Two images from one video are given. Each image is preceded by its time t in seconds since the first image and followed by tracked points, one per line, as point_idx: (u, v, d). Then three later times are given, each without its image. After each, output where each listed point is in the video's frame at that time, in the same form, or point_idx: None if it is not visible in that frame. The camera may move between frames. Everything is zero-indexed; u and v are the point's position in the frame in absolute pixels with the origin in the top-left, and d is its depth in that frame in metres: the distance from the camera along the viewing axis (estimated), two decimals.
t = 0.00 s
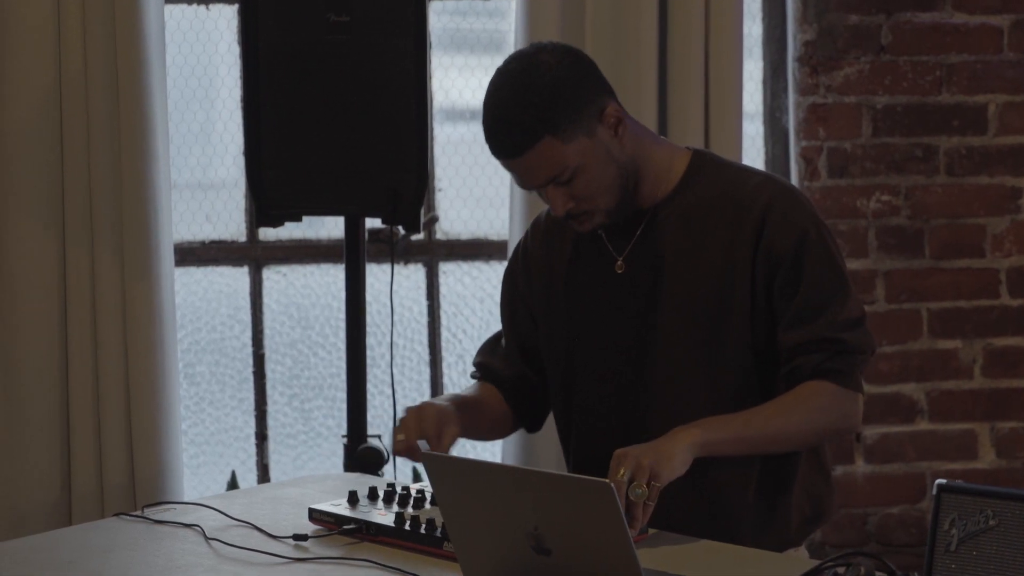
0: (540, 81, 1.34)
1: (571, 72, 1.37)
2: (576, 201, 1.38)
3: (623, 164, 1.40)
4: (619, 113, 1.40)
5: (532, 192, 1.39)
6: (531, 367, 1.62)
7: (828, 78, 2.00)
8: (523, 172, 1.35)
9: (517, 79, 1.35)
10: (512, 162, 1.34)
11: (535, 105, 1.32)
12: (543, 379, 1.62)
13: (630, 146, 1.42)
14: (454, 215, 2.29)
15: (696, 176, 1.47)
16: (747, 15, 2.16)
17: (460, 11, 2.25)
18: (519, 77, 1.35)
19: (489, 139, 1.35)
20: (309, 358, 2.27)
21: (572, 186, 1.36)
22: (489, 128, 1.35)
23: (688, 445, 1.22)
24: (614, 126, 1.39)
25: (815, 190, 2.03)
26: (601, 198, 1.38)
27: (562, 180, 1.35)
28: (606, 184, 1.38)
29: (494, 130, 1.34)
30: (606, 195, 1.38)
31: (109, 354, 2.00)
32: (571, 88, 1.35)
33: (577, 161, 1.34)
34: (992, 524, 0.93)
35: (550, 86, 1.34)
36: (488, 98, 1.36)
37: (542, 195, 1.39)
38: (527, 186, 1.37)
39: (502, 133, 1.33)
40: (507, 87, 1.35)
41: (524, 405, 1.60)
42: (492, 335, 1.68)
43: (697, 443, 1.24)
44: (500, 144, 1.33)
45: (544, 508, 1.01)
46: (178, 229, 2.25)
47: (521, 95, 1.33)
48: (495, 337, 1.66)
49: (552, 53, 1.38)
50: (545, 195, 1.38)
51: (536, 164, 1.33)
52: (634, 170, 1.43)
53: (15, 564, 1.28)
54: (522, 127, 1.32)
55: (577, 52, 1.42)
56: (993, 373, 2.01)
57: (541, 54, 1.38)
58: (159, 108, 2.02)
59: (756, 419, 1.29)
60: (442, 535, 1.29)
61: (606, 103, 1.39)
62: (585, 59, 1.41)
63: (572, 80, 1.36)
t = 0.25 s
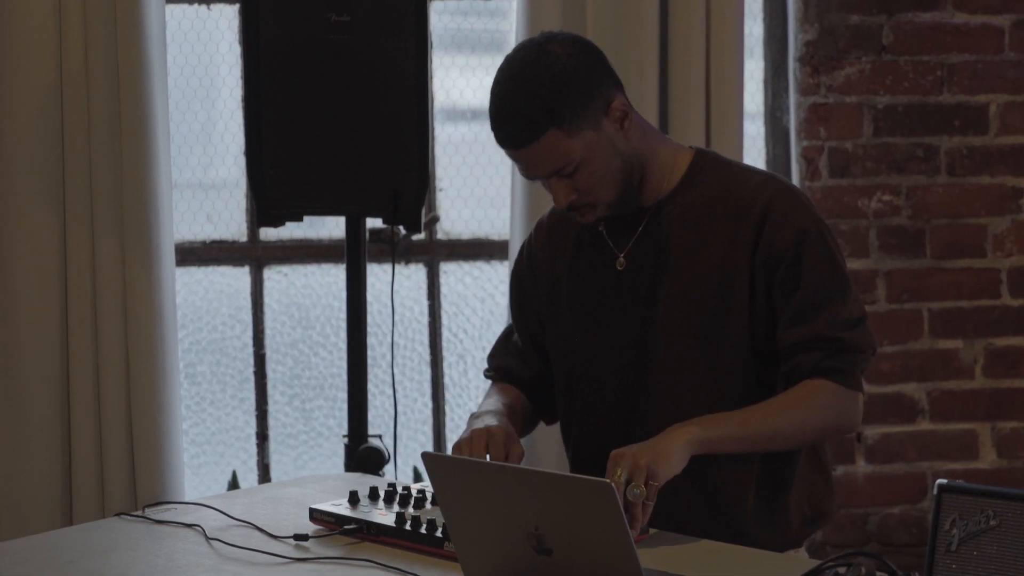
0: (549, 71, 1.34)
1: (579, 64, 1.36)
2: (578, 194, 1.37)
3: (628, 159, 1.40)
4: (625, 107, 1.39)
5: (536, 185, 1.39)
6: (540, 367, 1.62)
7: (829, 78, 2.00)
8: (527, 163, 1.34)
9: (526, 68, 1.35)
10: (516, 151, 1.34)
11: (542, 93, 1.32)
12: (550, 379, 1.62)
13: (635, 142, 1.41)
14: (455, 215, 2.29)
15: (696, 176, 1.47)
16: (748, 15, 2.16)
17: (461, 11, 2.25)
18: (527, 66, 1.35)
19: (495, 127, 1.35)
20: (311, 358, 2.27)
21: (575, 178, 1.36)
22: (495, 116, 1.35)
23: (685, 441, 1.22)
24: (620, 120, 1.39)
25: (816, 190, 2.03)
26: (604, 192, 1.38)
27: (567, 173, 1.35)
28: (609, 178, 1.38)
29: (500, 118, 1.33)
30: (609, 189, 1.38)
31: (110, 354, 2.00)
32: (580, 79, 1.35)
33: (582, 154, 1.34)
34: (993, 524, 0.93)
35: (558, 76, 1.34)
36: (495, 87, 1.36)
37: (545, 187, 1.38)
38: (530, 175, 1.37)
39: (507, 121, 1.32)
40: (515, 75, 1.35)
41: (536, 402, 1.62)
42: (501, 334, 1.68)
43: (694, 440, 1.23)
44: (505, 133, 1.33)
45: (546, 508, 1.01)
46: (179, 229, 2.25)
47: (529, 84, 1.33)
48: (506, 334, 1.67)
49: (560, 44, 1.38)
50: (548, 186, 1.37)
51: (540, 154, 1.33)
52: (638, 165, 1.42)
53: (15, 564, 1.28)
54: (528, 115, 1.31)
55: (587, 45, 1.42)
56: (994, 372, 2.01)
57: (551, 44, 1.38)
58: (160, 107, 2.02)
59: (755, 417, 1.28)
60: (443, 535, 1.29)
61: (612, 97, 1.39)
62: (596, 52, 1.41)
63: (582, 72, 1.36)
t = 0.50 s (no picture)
0: (536, 102, 1.31)
1: (564, 88, 1.34)
2: (577, 218, 1.36)
3: (620, 175, 1.39)
4: (612, 126, 1.38)
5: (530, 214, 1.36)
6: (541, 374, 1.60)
7: (829, 78, 2.00)
8: (524, 195, 1.32)
9: (512, 101, 1.31)
10: (512, 187, 1.31)
11: (535, 128, 1.29)
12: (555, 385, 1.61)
13: (624, 155, 1.40)
14: (456, 216, 2.29)
15: (688, 176, 1.46)
16: (748, 15, 2.16)
17: (461, 11, 2.25)
18: (513, 99, 1.31)
19: (488, 163, 1.31)
20: (311, 358, 2.27)
21: (574, 204, 1.34)
22: (486, 154, 1.31)
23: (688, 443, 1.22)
24: (608, 140, 1.37)
25: (817, 191, 2.03)
26: (601, 213, 1.37)
27: (564, 200, 1.33)
28: (604, 199, 1.37)
29: (493, 157, 1.30)
30: (606, 209, 1.37)
31: (110, 354, 2.00)
32: (568, 106, 1.32)
33: (579, 179, 1.32)
34: (994, 524, 0.93)
35: (547, 104, 1.31)
36: (480, 121, 1.32)
37: (542, 215, 1.36)
38: (526, 207, 1.34)
39: (502, 160, 1.29)
40: (502, 111, 1.30)
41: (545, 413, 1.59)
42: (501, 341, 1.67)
43: (698, 441, 1.23)
44: (501, 171, 1.30)
45: (546, 508, 1.01)
46: (179, 229, 2.25)
47: (519, 116, 1.30)
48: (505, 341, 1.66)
49: (542, 69, 1.35)
50: (545, 215, 1.35)
51: (538, 188, 1.31)
52: (628, 178, 1.42)
53: (15, 564, 1.28)
54: (524, 152, 1.28)
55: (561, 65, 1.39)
56: (994, 372, 2.01)
57: (531, 72, 1.34)
58: (160, 108, 2.02)
59: (756, 416, 1.28)
60: (443, 535, 1.29)
61: (599, 118, 1.37)
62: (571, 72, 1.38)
63: (568, 98, 1.33)
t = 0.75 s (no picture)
0: (570, 79, 1.30)
1: (597, 67, 1.32)
2: (606, 197, 1.34)
3: (648, 157, 1.37)
4: (643, 107, 1.37)
5: (560, 193, 1.35)
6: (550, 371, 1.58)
7: (830, 79, 2.00)
8: (556, 172, 1.30)
9: (546, 79, 1.30)
10: (546, 163, 1.29)
11: (569, 106, 1.28)
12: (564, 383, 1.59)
13: (651, 138, 1.39)
14: (456, 216, 2.29)
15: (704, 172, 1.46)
16: (749, 15, 2.17)
17: (462, 11, 2.25)
18: (547, 77, 1.30)
19: (521, 140, 1.30)
20: (312, 358, 2.27)
21: (604, 181, 1.32)
22: (519, 131, 1.30)
23: (688, 443, 1.23)
24: (638, 119, 1.36)
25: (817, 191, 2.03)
26: (631, 194, 1.35)
27: (597, 178, 1.31)
28: (635, 179, 1.35)
29: (527, 134, 1.29)
30: (635, 190, 1.36)
31: (111, 354, 2.00)
32: (601, 84, 1.31)
33: (611, 158, 1.31)
34: (994, 524, 0.93)
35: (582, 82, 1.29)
36: (514, 98, 1.31)
37: (571, 194, 1.34)
38: (556, 185, 1.33)
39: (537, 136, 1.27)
40: (537, 88, 1.30)
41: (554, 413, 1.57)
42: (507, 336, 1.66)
43: (700, 441, 1.25)
44: (534, 147, 1.29)
45: (547, 509, 1.01)
46: (179, 229, 2.25)
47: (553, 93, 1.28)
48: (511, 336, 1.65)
49: (576, 48, 1.33)
50: (575, 193, 1.34)
51: (570, 164, 1.29)
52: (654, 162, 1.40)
53: (16, 564, 1.28)
54: (558, 128, 1.27)
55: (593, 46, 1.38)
56: (995, 372, 2.01)
57: (565, 50, 1.33)
58: (161, 108, 2.02)
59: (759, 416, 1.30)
60: (444, 536, 1.29)
61: (631, 99, 1.35)
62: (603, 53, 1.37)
63: (602, 76, 1.31)
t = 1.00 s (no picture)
0: (617, 73, 1.29)
1: (645, 66, 1.32)
2: (635, 196, 1.34)
3: (682, 163, 1.37)
4: (686, 110, 1.36)
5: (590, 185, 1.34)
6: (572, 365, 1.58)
7: (829, 78, 2.00)
8: (590, 165, 1.30)
9: (592, 69, 1.29)
10: (581, 154, 1.29)
11: (611, 99, 1.27)
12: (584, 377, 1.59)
13: (688, 144, 1.38)
14: (455, 216, 2.29)
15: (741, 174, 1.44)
16: (748, 15, 2.17)
17: (461, 11, 2.25)
18: (594, 68, 1.29)
19: (556, 127, 1.30)
20: (311, 358, 2.27)
21: (634, 182, 1.32)
22: (557, 116, 1.30)
23: (700, 443, 1.26)
24: (679, 123, 1.36)
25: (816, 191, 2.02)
26: (660, 195, 1.35)
27: (629, 176, 1.31)
28: (666, 182, 1.35)
29: (563, 122, 1.28)
30: (665, 193, 1.35)
31: (110, 354, 2.00)
32: (647, 83, 1.30)
33: (645, 159, 1.30)
34: (993, 524, 0.93)
35: (627, 80, 1.29)
36: (558, 86, 1.30)
37: (600, 187, 1.34)
38: (585, 176, 1.32)
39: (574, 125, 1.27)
40: (582, 76, 1.29)
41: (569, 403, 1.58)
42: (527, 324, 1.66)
43: (709, 442, 1.28)
44: (569, 136, 1.28)
45: (546, 509, 1.01)
46: (179, 229, 2.25)
47: (596, 87, 1.28)
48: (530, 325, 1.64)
49: (626, 45, 1.33)
50: (603, 187, 1.33)
51: (602, 160, 1.29)
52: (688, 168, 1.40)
53: (15, 564, 1.28)
54: (595, 121, 1.27)
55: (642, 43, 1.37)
56: (994, 372, 2.01)
57: (614, 44, 1.32)
58: (161, 108, 2.02)
59: (771, 424, 1.32)
60: (443, 536, 1.29)
61: (675, 100, 1.35)
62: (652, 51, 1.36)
63: (647, 75, 1.31)
